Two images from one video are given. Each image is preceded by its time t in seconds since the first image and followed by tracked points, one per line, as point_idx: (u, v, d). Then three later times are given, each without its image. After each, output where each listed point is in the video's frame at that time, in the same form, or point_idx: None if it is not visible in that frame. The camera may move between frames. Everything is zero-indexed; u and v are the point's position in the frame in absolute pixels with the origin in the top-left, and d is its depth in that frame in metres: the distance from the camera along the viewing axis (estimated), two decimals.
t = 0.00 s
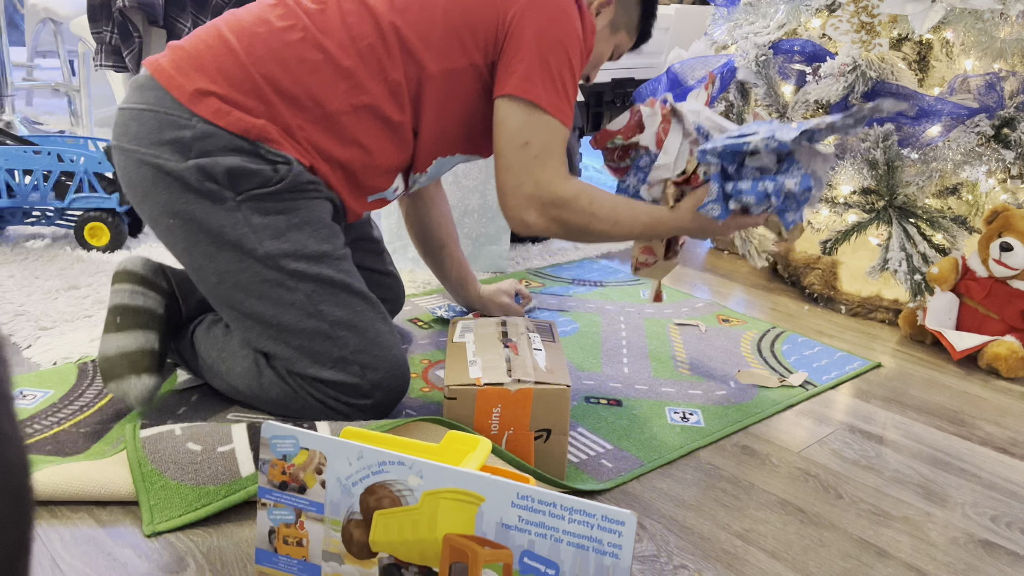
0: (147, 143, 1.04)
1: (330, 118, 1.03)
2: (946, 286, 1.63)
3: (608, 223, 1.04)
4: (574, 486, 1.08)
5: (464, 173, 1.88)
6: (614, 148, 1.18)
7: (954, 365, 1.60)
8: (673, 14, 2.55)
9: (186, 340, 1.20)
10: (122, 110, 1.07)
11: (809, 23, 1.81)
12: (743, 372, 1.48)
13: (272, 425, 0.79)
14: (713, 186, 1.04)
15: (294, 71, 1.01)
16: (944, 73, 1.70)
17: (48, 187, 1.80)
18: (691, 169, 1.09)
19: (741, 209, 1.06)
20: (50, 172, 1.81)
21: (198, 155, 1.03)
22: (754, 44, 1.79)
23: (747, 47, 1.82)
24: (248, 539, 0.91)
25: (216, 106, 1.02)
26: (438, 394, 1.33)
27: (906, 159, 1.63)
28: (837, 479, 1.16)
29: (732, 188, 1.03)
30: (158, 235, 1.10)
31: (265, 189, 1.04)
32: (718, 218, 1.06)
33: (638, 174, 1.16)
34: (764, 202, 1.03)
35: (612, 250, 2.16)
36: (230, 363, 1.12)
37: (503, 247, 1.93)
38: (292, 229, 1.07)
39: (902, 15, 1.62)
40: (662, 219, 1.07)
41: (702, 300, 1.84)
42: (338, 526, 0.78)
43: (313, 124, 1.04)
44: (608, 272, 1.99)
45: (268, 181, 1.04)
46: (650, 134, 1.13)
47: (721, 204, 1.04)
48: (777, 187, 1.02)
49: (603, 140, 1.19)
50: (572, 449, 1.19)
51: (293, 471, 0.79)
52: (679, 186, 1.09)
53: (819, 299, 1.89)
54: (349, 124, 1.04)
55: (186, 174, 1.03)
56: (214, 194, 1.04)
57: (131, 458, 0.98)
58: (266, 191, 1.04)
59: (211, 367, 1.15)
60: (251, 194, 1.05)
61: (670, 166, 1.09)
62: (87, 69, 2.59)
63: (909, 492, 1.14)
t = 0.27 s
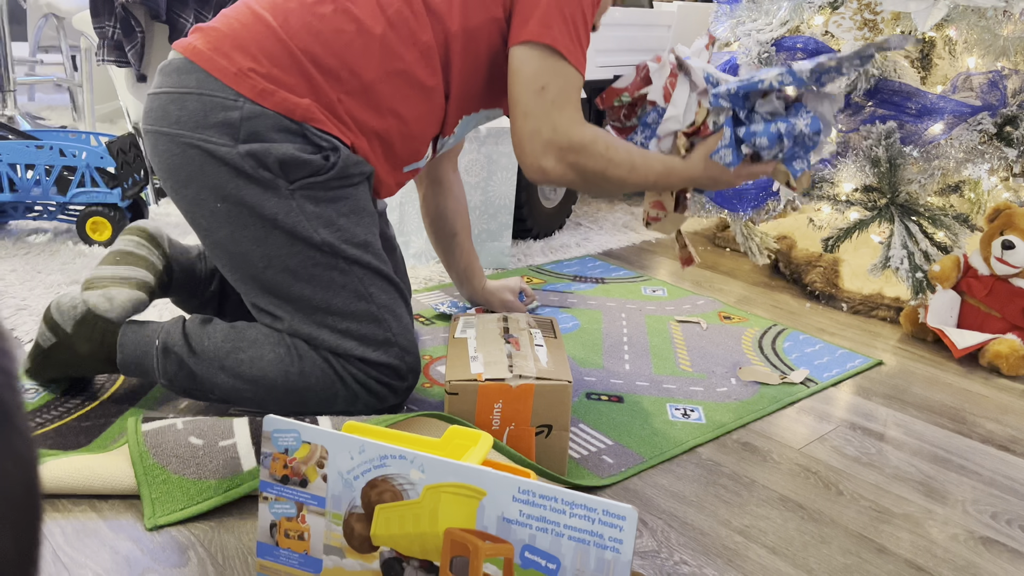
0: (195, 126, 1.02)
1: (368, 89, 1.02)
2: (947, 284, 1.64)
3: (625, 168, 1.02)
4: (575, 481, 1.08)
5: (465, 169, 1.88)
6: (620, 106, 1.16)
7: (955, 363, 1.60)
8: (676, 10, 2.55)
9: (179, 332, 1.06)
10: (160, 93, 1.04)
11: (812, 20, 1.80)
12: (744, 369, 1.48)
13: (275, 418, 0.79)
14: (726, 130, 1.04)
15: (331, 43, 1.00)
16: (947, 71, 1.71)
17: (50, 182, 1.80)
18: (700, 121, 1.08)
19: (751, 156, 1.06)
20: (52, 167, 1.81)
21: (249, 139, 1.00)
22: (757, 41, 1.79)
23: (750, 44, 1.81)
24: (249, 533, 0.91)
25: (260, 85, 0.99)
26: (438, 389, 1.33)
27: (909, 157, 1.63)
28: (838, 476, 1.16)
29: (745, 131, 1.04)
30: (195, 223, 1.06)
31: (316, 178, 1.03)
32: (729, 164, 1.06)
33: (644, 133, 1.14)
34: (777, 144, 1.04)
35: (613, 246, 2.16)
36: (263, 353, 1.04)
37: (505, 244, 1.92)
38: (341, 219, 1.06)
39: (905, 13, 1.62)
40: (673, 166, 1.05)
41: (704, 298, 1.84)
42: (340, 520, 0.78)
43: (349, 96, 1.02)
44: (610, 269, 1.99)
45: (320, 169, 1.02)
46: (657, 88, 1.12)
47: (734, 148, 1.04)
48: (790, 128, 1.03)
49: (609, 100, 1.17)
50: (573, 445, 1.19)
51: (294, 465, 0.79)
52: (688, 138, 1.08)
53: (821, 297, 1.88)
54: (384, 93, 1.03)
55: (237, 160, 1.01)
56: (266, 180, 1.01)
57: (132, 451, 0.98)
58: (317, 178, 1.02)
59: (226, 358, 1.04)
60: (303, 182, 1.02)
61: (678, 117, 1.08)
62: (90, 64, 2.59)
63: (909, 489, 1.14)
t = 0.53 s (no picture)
0: (212, 120, 1.00)
1: (371, 55, 1.01)
2: (948, 285, 1.64)
3: (609, 94, 0.97)
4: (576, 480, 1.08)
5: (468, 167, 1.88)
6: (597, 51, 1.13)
7: (956, 364, 1.60)
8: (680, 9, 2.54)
9: (182, 344, 1.01)
10: (171, 93, 1.02)
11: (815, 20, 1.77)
12: (746, 369, 1.48)
13: (275, 415, 0.79)
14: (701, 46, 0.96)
15: (330, 14, 1.00)
16: (951, 71, 1.70)
17: (53, 177, 1.80)
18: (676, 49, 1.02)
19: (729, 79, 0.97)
20: (54, 162, 1.81)
21: (268, 129, 0.98)
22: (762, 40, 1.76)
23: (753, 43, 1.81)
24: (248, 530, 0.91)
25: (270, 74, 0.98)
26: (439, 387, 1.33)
27: (912, 158, 1.63)
28: (838, 477, 1.16)
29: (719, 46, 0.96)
30: (207, 219, 1.03)
31: (332, 173, 1.01)
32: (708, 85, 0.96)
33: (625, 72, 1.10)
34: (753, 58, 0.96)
35: (615, 245, 2.15)
36: (273, 358, 1.03)
37: (507, 242, 1.92)
38: (354, 214, 1.05)
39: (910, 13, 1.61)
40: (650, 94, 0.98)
41: (705, 297, 1.84)
42: (339, 517, 0.78)
43: (356, 65, 1.01)
44: (611, 268, 1.99)
45: (335, 163, 1.01)
46: (630, 24, 1.08)
47: (711, 65, 0.95)
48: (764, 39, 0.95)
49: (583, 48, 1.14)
50: (573, 443, 1.19)
51: (294, 462, 0.79)
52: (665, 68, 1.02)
53: (822, 297, 1.88)
54: (391, 57, 1.02)
55: (258, 153, 0.99)
56: (285, 175, 1.00)
57: (134, 447, 0.98)
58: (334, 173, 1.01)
59: (238, 366, 1.02)
60: (319, 177, 1.01)
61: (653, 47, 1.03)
62: (92, 59, 2.59)
63: (909, 490, 1.14)
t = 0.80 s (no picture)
0: (252, 98, 1.01)
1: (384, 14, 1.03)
2: (958, 288, 1.64)
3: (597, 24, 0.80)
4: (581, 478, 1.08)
5: (478, 163, 1.89)
6: None
7: (965, 368, 1.59)
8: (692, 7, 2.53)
9: (191, 341, 1.03)
10: (206, 75, 1.03)
11: (829, 20, 1.75)
12: (752, 369, 1.47)
13: (283, 408, 0.80)
14: None
15: None
16: (964, 73, 1.70)
17: (65, 168, 1.81)
18: None
19: None
20: (67, 153, 1.82)
21: (307, 106, 1.00)
22: (772, 40, 1.75)
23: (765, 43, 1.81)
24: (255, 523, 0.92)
25: (301, 51, 1.00)
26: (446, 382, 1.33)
27: (923, 160, 1.62)
28: (844, 479, 1.16)
29: None
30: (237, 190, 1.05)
31: (358, 157, 1.04)
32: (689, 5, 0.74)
33: None
34: None
35: (623, 244, 2.15)
36: (285, 340, 1.05)
37: (516, 239, 1.92)
38: (377, 200, 1.07)
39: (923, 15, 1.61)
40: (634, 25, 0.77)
41: (713, 297, 1.84)
42: (345, 510, 0.78)
43: (373, 24, 1.03)
44: (620, 266, 1.98)
45: (361, 149, 1.03)
46: None
47: None
48: None
49: None
50: (579, 441, 1.19)
51: (301, 455, 0.80)
52: None
53: (831, 299, 1.88)
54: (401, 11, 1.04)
55: (296, 131, 1.00)
56: (317, 155, 1.01)
57: (142, 437, 0.99)
58: (362, 158, 1.04)
59: (248, 352, 1.04)
60: (347, 160, 1.03)
61: None
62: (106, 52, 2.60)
63: (915, 493, 1.14)
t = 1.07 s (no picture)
0: (278, 58, 0.93)
1: None
2: (984, 294, 1.60)
3: None
4: (597, 476, 1.08)
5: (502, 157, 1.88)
6: None
7: (988, 374, 1.57)
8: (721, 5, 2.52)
9: (307, 261, 0.94)
10: (239, 42, 0.97)
11: (859, 20, 1.76)
12: (772, 370, 1.47)
13: (303, 395, 0.81)
14: None
15: None
16: (996, 77, 1.66)
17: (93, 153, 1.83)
18: None
19: None
20: (95, 138, 1.84)
21: (339, 49, 0.92)
22: (802, 39, 1.80)
23: (794, 42, 1.81)
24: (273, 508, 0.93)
25: None
26: (466, 375, 1.34)
27: (952, 163, 1.60)
28: (862, 482, 1.15)
29: None
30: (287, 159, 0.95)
31: (404, 82, 0.93)
32: None
33: None
34: None
35: (645, 241, 2.14)
36: (390, 254, 0.90)
37: (537, 234, 1.92)
38: (433, 119, 0.94)
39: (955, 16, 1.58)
40: None
41: (734, 297, 1.83)
42: (362, 498, 0.79)
43: None
44: (641, 263, 1.98)
45: (405, 74, 0.94)
46: None
47: None
48: None
49: None
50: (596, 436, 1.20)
51: (320, 442, 0.80)
52: None
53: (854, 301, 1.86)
54: None
55: (333, 74, 0.91)
56: (361, 92, 0.91)
57: (164, 421, 1.00)
58: (407, 84, 0.94)
59: (359, 271, 0.91)
60: (393, 89, 0.93)
61: None
62: (137, 39, 2.63)
63: (934, 499, 1.13)
